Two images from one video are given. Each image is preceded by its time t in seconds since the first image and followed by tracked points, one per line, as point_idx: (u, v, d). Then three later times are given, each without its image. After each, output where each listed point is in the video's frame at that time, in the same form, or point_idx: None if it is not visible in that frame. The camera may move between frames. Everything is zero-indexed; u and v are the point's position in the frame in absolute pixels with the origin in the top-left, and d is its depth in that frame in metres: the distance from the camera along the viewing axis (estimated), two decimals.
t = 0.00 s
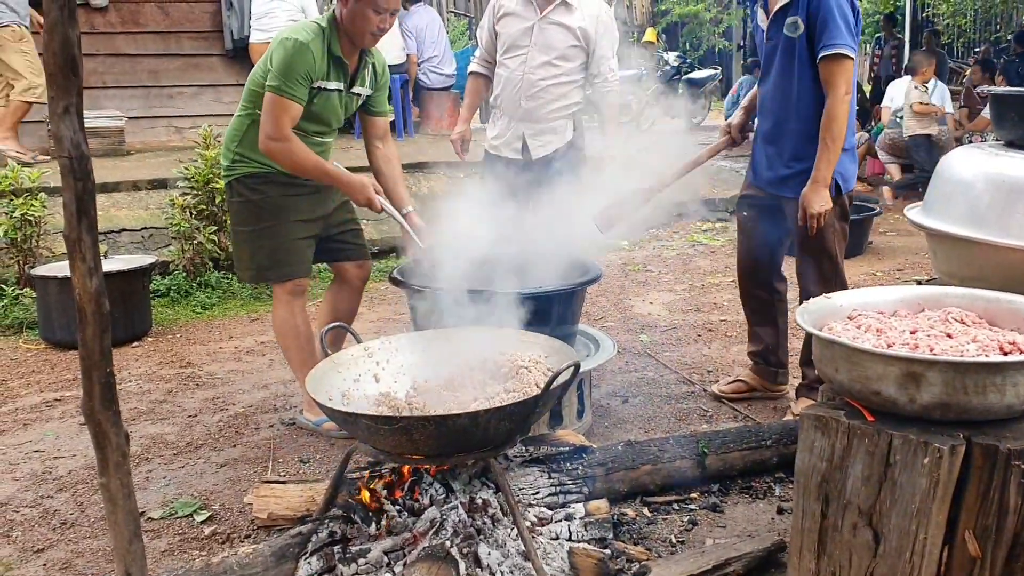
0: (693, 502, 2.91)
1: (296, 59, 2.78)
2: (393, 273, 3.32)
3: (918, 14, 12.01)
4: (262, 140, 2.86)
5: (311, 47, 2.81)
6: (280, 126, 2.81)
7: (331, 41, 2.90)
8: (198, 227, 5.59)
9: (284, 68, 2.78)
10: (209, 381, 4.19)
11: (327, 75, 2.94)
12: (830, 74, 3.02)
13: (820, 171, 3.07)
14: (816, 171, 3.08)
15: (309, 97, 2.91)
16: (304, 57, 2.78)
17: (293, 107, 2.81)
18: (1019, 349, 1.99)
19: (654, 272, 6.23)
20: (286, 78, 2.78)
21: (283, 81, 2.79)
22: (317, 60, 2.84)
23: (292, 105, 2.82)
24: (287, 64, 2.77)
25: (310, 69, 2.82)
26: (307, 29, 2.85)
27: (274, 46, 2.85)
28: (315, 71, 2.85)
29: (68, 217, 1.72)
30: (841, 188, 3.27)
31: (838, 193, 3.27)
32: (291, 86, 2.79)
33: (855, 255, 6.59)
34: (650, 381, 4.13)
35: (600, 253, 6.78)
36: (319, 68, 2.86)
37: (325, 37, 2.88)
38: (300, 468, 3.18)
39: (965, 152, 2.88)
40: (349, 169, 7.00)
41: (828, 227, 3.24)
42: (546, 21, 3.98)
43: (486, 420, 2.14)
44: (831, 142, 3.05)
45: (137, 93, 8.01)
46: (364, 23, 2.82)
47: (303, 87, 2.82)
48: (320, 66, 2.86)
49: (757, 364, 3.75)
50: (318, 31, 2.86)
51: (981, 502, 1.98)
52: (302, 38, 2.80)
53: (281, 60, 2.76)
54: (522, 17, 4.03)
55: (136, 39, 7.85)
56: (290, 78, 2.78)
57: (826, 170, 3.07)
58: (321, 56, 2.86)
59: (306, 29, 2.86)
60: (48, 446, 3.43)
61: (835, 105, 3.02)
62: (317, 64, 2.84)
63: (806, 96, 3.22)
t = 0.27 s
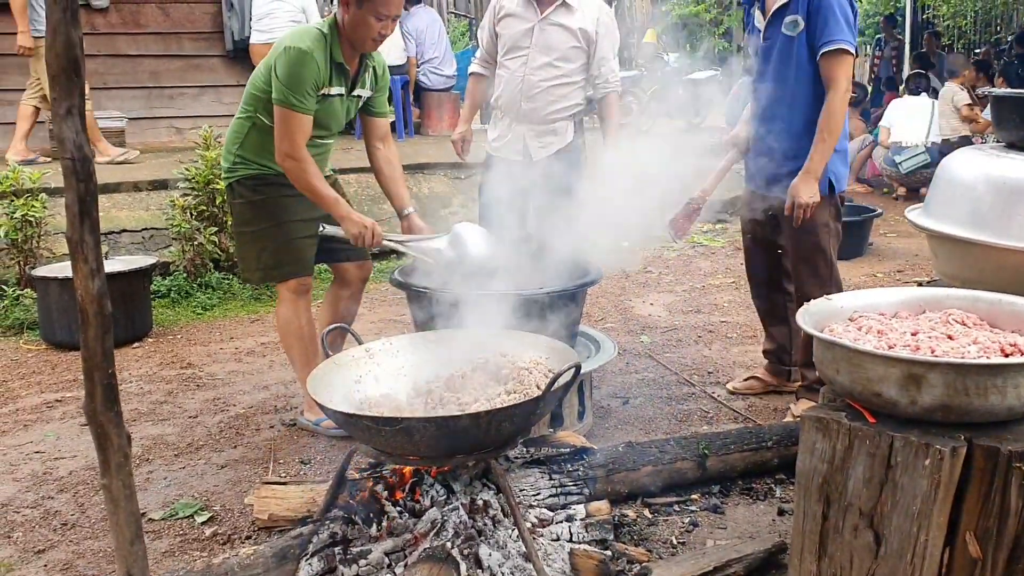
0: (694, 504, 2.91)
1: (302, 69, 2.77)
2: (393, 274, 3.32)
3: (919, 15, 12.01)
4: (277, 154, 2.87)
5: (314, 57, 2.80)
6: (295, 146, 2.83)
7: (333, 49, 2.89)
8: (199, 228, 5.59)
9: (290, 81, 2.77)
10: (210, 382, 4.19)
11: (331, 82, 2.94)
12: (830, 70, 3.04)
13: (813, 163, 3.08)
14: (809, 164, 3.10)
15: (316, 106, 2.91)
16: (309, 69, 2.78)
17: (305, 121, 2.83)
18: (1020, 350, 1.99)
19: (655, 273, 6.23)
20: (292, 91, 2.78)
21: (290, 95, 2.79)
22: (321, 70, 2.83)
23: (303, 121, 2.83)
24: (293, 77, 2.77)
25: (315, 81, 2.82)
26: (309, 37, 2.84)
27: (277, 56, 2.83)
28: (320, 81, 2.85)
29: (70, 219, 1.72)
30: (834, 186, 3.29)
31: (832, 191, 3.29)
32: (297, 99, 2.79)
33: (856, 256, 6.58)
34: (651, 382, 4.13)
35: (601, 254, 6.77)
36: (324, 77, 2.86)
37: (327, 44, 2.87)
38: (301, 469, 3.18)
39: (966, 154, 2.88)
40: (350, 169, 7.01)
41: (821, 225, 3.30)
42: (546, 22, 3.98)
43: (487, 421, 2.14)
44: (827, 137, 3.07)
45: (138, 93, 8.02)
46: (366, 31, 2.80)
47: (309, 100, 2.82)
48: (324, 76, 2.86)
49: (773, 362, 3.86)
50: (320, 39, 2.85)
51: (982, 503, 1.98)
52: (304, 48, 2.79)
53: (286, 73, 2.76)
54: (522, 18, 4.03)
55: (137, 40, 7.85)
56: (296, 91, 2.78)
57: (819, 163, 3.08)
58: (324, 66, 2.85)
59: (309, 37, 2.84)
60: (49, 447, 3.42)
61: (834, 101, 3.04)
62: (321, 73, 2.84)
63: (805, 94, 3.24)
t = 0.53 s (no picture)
0: (693, 505, 2.91)
1: (297, 68, 2.76)
2: (394, 275, 3.32)
3: (919, 16, 12.02)
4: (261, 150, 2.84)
5: (312, 56, 2.78)
6: (277, 142, 2.78)
7: (332, 49, 2.88)
8: (199, 229, 5.59)
9: (284, 78, 2.76)
10: (209, 383, 4.18)
11: (329, 82, 2.92)
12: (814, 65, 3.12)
13: (787, 153, 3.17)
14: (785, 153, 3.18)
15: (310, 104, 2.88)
16: (304, 66, 2.76)
17: (293, 119, 2.79)
18: (1020, 352, 1.99)
19: (654, 274, 6.22)
20: (286, 88, 2.76)
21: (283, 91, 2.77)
22: (317, 69, 2.81)
23: (291, 117, 2.79)
24: (287, 74, 2.75)
25: (311, 79, 2.80)
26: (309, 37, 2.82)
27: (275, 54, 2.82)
28: (316, 80, 2.83)
29: (69, 219, 1.72)
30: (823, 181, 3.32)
31: (823, 184, 3.32)
32: (290, 96, 2.77)
33: (856, 257, 6.58)
34: (651, 383, 4.13)
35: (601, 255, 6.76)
36: (320, 76, 2.84)
37: (326, 43, 2.86)
38: (300, 469, 3.18)
39: (967, 155, 2.88)
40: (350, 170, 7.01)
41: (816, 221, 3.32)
42: (546, 23, 3.99)
43: (487, 422, 2.14)
44: (807, 129, 3.14)
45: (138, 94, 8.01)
46: (364, 26, 2.75)
47: (304, 98, 2.80)
48: (321, 75, 2.84)
49: (773, 362, 3.86)
50: (320, 39, 2.84)
51: (982, 505, 1.97)
52: (302, 46, 2.77)
53: (282, 70, 2.74)
54: (522, 19, 4.04)
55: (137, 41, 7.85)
56: (289, 88, 2.76)
57: (795, 153, 3.16)
58: (322, 65, 2.83)
59: (308, 35, 2.83)
60: (48, 448, 3.42)
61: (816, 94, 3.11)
62: (317, 72, 2.82)
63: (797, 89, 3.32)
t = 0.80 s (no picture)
0: (693, 506, 2.91)
1: (317, 96, 2.60)
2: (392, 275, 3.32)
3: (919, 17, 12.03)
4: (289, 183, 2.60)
5: (332, 84, 2.65)
6: (308, 173, 2.56)
7: (351, 75, 2.74)
8: (199, 229, 5.59)
9: (307, 106, 2.59)
10: (209, 383, 4.18)
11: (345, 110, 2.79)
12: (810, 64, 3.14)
13: (789, 153, 3.20)
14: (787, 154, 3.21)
15: (332, 135, 2.71)
16: (326, 94, 2.61)
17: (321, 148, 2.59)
18: (1020, 353, 1.99)
19: (654, 274, 6.22)
20: (309, 116, 2.59)
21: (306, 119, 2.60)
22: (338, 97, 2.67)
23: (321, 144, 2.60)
24: (311, 101, 2.59)
25: (333, 108, 2.64)
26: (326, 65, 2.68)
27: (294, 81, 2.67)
28: (338, 108, 2.68)
29: (69, 219, 1.72)
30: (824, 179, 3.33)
31: (823, 183, 3.33)
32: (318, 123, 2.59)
33: (856, 258, 6.57)
34: (651, 384, 4.13)
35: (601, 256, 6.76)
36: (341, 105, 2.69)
37: (343, 69, 2.72)
38: (300, 470, 3.18)
39: (967, 156, 2.88)
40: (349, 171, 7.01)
41: (815, 218, 3.35)
42: (546, 24, 3.99)
43: (486, 423, 2.13)
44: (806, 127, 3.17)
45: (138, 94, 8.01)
46: (380, 57, 2.60)
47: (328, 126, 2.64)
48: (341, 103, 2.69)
49: (773, 363, 3.85)
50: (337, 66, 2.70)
51: (982, 505, 1.97)
52: (323, 74, 2.63)
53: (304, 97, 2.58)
54: (521, 20, 4.04)
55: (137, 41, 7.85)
56: (316, 116, 2.59)
57: (796, 153, 3.19)
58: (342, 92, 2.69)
59: (326, 62, 2.68)
60: (47, 448, 3.42)
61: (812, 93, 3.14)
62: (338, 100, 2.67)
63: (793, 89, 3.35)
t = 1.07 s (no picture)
0: (693, 507, 2.91)
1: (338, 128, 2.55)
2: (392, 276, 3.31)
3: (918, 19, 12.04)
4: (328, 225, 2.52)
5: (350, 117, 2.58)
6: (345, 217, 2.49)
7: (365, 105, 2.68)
8: (199, 230, 5.59)
9: (330, 141, 2.51)
10: (209, 384, 4.18)
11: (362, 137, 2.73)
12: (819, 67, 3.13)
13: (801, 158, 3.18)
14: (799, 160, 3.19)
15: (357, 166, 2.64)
16: (347, 128, 2.54)
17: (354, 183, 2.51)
18: (1020, 354, 1.99)
19: (654, 276, 6.22)
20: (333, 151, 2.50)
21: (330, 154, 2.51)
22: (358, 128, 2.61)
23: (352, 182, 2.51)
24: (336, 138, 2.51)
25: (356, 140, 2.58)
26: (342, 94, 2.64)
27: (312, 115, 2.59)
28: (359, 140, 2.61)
29: (69, 220, 1.73)
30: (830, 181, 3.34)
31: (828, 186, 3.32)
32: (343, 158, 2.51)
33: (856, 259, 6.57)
34: (650, 385, 4.13)
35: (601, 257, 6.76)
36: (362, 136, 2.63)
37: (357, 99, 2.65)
38: (300, 471, 3.18)
39: (967, 157, 2.88)
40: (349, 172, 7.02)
41: (818, 221, 3.34)
42: (546, 26, 3.99)
43: (486, 424, 2.13)
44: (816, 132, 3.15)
45: (138, 96, 8.02)
46: (395, 92, 2.57)
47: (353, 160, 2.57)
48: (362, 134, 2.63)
49: (773, 364, 3.86)
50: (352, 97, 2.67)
51: (982, 506, 1.97)
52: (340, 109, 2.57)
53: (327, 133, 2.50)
54: (522, 22, 4.04)
55: (138, 43, 7.86)
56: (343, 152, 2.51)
57: (808, 157, 3.17)
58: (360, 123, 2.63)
59: (342, 95, 2.61)
60: (47, 449, 3.42)
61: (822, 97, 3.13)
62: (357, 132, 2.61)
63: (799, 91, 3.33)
